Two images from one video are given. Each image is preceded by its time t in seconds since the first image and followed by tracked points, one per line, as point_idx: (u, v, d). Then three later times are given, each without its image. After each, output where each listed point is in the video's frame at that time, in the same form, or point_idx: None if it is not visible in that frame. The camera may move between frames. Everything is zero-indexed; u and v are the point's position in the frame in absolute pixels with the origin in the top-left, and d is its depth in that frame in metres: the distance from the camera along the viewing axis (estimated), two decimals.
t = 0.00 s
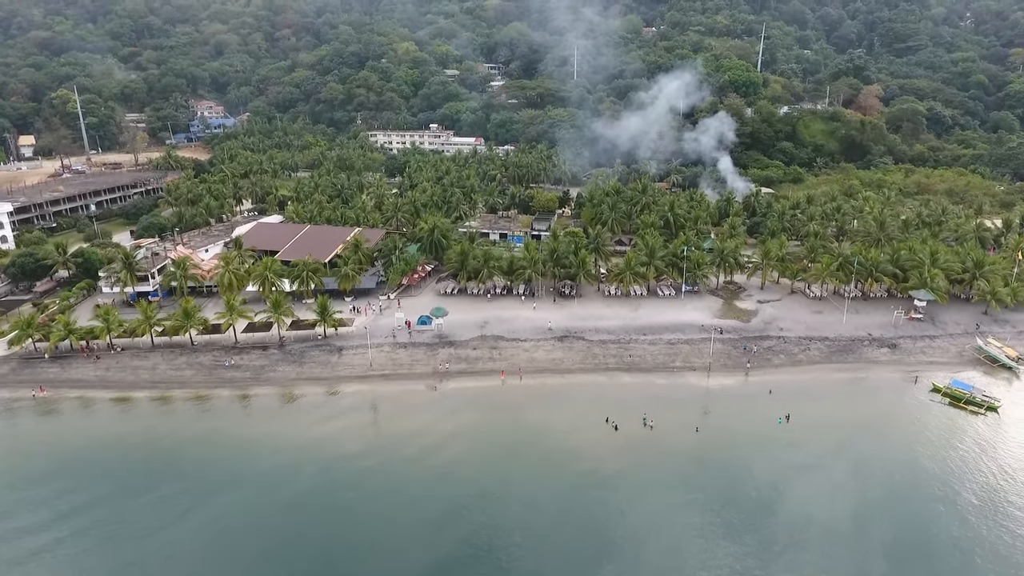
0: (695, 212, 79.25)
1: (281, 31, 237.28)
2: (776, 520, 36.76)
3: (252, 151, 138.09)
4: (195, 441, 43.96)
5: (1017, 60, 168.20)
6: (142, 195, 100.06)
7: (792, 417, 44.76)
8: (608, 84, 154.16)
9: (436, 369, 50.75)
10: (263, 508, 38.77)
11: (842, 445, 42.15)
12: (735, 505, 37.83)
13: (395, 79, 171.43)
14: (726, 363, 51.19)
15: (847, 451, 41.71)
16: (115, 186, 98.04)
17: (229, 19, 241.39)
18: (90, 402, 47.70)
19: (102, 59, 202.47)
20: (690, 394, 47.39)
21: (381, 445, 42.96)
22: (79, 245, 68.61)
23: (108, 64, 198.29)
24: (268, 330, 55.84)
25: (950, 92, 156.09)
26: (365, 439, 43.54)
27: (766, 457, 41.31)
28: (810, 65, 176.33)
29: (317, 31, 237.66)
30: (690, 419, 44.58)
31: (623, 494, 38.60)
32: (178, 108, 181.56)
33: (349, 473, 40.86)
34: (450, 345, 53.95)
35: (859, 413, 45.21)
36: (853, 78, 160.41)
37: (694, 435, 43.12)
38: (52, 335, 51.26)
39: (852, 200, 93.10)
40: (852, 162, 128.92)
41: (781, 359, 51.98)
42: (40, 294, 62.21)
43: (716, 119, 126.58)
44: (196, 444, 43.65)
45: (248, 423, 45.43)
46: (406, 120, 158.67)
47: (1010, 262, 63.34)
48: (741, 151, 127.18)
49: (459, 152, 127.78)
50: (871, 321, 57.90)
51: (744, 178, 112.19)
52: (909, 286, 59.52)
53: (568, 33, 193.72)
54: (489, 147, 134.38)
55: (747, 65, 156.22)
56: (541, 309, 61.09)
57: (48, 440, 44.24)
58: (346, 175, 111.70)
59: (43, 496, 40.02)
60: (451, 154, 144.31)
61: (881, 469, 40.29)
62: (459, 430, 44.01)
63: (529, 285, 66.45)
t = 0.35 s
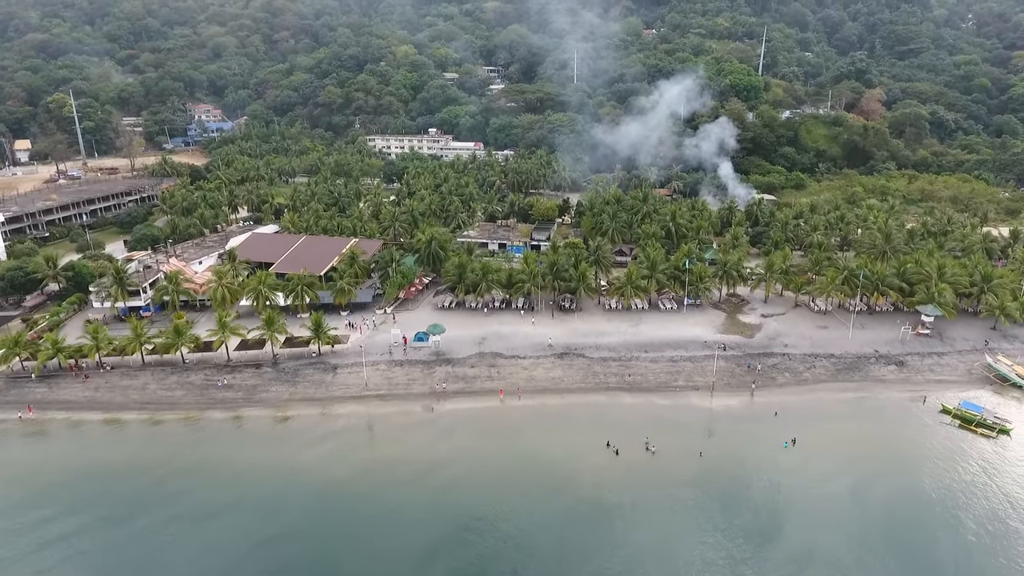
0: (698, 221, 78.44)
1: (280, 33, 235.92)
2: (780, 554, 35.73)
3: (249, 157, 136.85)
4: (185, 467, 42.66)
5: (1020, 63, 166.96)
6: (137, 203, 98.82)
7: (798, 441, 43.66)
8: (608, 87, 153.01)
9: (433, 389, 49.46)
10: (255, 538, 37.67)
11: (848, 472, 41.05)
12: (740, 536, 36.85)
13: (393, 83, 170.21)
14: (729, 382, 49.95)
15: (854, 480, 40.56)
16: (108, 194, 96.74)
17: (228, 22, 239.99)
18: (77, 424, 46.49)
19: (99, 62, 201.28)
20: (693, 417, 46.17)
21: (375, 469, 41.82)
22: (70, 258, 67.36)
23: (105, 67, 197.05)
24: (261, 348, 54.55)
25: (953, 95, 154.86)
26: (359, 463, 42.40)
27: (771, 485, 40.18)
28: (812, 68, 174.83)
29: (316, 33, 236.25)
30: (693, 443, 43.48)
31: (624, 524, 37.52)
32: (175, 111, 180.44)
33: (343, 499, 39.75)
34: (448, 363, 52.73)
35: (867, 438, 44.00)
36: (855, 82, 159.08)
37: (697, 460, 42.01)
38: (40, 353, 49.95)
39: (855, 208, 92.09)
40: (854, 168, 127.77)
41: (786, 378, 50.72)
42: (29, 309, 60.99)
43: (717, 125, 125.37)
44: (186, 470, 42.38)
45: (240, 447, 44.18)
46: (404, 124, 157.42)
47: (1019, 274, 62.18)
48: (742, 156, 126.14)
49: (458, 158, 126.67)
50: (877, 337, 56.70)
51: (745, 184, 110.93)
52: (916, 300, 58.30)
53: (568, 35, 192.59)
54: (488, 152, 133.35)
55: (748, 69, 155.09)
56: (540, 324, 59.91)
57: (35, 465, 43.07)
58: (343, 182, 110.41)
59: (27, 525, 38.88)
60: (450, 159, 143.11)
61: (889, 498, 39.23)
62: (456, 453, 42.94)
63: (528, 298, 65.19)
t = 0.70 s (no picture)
0: (699, 231, 77.49)
1: (278, 35, 234.67)
2: None
3: (246, 162, 135.63)
4: (172, 494, 41.29)
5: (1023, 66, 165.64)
6: (132, 211, 97.73)
7: (804, 465, 42.48)
8: (609, 91, 151.89)
9: (429, 410, 48.17)
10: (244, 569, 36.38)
11: (857, 500, 39.84)
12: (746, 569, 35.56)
13: (392, 86, 169.04)
14: (733, 402, 48.80)
15: (864, 508, 39.27)
16: (102, 201, 95.56)
17: (226, 24, 238.72)
18: (65, 446, 45.31)
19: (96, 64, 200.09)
20: (696, 440, 44.84)
21: (369, 494, 40.55)
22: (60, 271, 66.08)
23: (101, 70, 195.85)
24: (253, 366, 53.24)
25: (956, 99, 153.68)
26: (352, 488, 41.11)
27: (776, 513, 38.90)
28: (813, 71, 173.30)
29: (314, 35, 234.90)
30: (696, 468, 42.19)
31: (627, 555, 36.19)
32: (173, 115, 179.37)
33: (336, 526, 38.49)
34: (445, 382, 51.51)
35: (875, 463, 42.71)
36: (858, 85, 157.82)
37: (701, 485, 40.76)
38: (27, 373, 48.65)
39: (859, 217, 91.07)
40: (857, 173, 126.53)
41: (791, 398, 49.49)
42: (19, 324, 59.84)
43: (719, 130, 124.28)
44: (174, 496, 41.05)
45: (229, 471, 42.82)
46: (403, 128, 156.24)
47: None
48: (744, 162, 125.13)
49: (456, 164, 125.62)
50: (883, 353, 55.52)
51: (747, 191, 109.73)
52: (923, 315, 57.02)
53: (568, 38, 191.44)
54: (488, 157, 132.33)
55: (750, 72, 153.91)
56: (539, 340, 58.68)
57: (18, 490, 41.79)
58: (340, 189, 109.15)
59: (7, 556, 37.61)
60: (449, 164, 141.95)
61: (898, 526, 38.06)
62: (452, 477, 41.73)
63: (527, 312, 63.85)
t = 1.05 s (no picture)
0: (701, 241, 76.21)
1: (276, 38, 233.36)
2: None
3: (243, 168, 134.36)
4: (159, 520, 40.01)
5: None
6: (127, 220, 96.46)
7: (810, 492, 41.27)
8: (610, 95, 150.62)
9: (426, 432, 46.93)
10: None
11: (865, 529, 38.62)
12: None
13: (390, 90, 167.82)
14: (737, 424, 47.52)
15: (872, 538, 38.02)
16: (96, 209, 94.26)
17: (224, 26, 237.34)
18: (52, 470, 44.10)
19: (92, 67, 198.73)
20: (699, 465, 43.64)
21: (362, 523, 39.30)
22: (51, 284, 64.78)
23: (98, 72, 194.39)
24: (246, 385, 51.95)
25: (959, 102, 152.43)
26: (345, 516, 39.86)
27: (783, 544, 37.66)
28: (815, 74, 171.82)
29: (313, 37, 233.50)
30: (699, 495, 40.96)
31: None
32: (170, 119, 178.12)
33: (327, 557, 37.19)
34: (442, 402, 50.23)
35: (884, 490, 41.47)
36: (860, 89, 156.52)
37: (705, 514, 39.53)
38: (13, 394, 47.36)
39: (863, 226, 89.85)
40: (860, 179, 125.21)
41: (797, 419, 48.29)
42: (8, 340, 58.54)
43: (720, 136, 123.08)
44: (161, 524, 39.77)
45: (218, 497, 41.54)
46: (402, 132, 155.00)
47: None
48: (747, 167, 123.86)
49: (455, 170, 124.40)
50: (890, 371, 54.25)
51: (748, 197, 108.54)
52: (930, 331, 55.63)
53: (568, 41, 190.29)
54: (487, 163, 131.16)
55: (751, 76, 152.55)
56: (538, 357, 57.40)
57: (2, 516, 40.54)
58: (337, 196, 107.81)
59: None
60: (448, 170, 140.67)
61: (908, 557, 36.82)
62: (448, 504, 40.51)
63: (527, 327, 62.46)
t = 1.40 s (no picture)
0: (702, 252, 74.92)
1: (274, 39, 231.85)
2: None
3: (239, 173, 132.95)
4: (144, 549, 38.67)
5: None
6: (120, 228, 95.23)
7: (816, 520, 39.96)
8: (609, 99, 149.36)
9: (421, 455, 45.66)
10: None
11: (873, 560, 37.28)
12: None
13: (388, 94, 166.50)
14: (741, 448, 46.20)
15: (881, 570, 36.64)
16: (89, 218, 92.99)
17: (221, 27, 235.62)
18: (36, 496, 42.81)
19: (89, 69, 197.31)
20: (702, 490, 42.36)
21: (353, 554, 37.97)
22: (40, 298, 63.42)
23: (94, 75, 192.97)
24: (236, 405, 50.66)
25: (962, 105, 151.08)
26: (334, 546, 38.55)
27: None
28: (817, 76, 170.36)
29: (311, 40, 232.05)
30: (701, 524, 39.61)
31: None
32: (167, 123, 177.00)
33: None
34: (439, 423, 48.98)
35: (892, 519, 40.17)
36: (862, 93, 155.09)
37: (707, 545, 38.15)
38: None
39: (867, 235, 88.48)
40: (862, 184, 124.02)
41: (802, 440, 47.10)
42: None
43: (721, 143, 121.89)
44: (144, 553, 38.42)
45: (205, 525, 40.20)
46: (399, 137, 153.54)
47: None
48: (748, 172, 122.64)
49: (453, 176, 123.17)
50: (897, 390, 53.00)
51: (750, 204, 107.31)
52: (939, 348, 54.22)
53: (567, 44, 188.94)
54: (486, 169, 129.88)
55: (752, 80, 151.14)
56: (536, 374, 56.09)
57: None
58: (333, 202, 106.25)
59: None
60: (446, 175, 139.47)
61: None
62: (442, 533, 39.13)
63: (525, 341, 61.08)
